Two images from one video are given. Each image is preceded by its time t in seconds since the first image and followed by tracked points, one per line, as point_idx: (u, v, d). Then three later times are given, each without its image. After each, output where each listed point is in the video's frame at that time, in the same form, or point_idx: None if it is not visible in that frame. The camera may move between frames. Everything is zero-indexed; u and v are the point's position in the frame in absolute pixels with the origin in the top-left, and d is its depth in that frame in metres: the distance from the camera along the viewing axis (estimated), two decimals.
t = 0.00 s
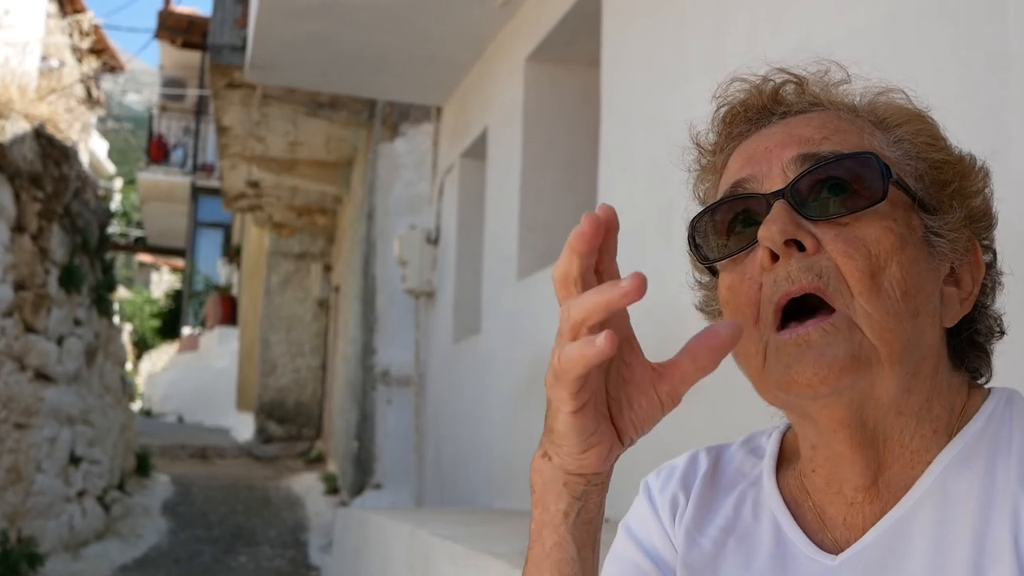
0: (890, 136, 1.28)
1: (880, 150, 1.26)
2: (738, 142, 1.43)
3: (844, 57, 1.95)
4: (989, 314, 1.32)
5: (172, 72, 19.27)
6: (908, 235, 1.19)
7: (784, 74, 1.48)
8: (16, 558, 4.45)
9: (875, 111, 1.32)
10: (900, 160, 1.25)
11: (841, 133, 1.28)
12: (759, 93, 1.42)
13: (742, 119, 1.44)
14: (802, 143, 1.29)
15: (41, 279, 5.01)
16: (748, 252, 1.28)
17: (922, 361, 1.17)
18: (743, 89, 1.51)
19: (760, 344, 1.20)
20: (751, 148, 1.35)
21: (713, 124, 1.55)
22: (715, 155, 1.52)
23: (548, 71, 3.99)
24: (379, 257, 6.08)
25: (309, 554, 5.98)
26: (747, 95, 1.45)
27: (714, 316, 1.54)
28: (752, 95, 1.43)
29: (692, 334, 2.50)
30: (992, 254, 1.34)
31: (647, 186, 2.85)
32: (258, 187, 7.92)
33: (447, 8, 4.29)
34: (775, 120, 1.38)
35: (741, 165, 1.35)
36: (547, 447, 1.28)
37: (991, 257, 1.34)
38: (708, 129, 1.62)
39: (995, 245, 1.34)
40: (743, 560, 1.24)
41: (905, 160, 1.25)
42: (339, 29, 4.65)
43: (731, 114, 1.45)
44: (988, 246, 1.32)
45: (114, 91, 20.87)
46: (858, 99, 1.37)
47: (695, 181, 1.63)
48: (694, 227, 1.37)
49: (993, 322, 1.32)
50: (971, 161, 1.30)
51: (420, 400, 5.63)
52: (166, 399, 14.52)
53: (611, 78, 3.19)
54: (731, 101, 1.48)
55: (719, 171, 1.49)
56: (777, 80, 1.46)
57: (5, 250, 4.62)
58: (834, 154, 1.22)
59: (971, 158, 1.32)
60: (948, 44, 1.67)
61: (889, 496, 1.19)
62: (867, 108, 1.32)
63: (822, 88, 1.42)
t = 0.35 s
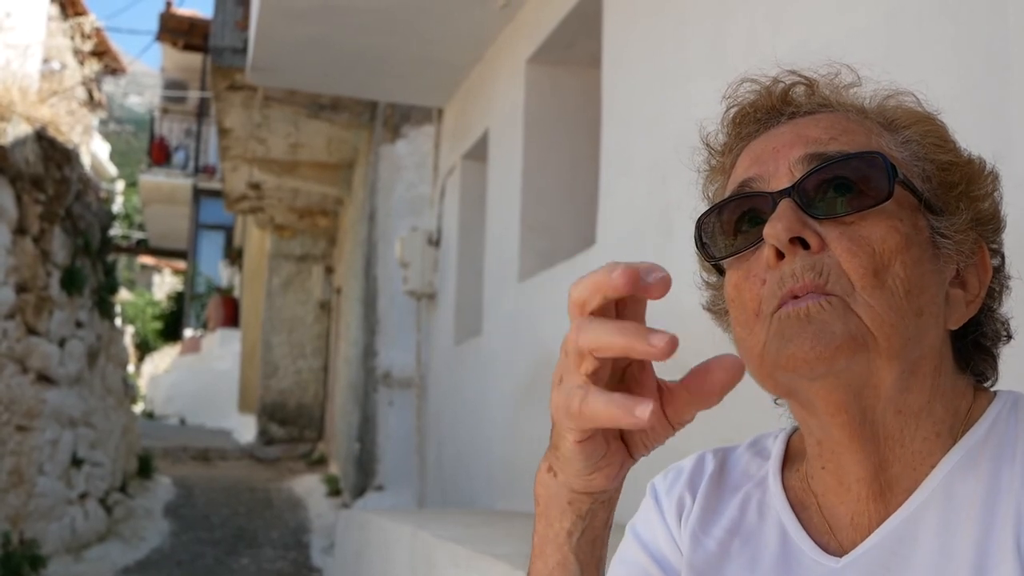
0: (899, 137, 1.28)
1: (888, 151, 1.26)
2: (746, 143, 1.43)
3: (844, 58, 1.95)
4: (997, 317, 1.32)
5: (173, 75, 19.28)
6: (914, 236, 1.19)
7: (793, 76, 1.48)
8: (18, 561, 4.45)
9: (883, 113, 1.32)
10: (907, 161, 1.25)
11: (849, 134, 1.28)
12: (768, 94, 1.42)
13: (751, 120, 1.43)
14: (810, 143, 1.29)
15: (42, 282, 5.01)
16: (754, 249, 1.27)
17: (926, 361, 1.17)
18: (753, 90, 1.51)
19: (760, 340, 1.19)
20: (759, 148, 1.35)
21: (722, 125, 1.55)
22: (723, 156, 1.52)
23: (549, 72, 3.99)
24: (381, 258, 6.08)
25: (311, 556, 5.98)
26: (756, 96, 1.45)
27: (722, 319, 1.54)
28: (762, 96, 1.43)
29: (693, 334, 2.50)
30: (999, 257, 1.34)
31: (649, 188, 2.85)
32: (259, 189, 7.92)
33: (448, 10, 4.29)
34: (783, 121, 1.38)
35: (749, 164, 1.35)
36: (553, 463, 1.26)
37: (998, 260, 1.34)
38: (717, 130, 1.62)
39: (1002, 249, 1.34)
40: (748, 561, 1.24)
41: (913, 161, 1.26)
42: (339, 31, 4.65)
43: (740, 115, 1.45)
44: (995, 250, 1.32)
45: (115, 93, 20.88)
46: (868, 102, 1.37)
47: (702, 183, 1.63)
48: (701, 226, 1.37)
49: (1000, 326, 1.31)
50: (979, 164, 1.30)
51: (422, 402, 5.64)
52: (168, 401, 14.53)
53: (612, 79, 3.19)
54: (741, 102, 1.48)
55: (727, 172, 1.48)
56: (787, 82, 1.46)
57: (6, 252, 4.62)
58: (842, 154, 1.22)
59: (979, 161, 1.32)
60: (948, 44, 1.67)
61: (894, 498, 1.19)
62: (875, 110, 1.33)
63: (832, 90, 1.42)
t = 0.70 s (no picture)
0: (901, 135, 1.28)
1: (891, 150, 1.26)
2: (746, 141, 1.43)
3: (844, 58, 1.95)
4: (999, 315, 1.32)
5: (173, 74, 19.26)
6: (919, 236, 1.19)
7: (793, 72, 1.47)
8: (18, 559, 4.45)
9: (885, 110, 1.31)
10: (910, 160, 1.25)
11: (852, 134, 1.28)
12: (769, 92, 1.41)
13: (752, 118, 1.43)
14: (813, 143, 1.29)
15: (41, 281, 5.01)
16: (757, 252, 1.27)
17: (932, 361, 1.17)
18: (752, 87, 1.50)
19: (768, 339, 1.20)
20: (761, 148, 1.35)
21: (721, 122, 1.54)
22: (723, 153, 1.52)
23: (549, 72, 3.99)
24: (380, 257, 6.08)
25: (310, 555, 5.97)
26: (756, 93, 1.44)
27: (723, 318, 1.54)
28: (762, 93, 1.42)
29: (693, 334, 2.50)
30: (1001, 253, 1.33)
31: (649, 187, 2.85)
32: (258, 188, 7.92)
33: (447, 9, 4.30)
34: (785, 120, 1.37)
35: (752, 165, 1.35)
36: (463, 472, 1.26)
37: (1000, 256, 1.34)
38: (716, 128, 1.61)
39: (1004, 244, 1.34)
40: (751, 559, 1.24)
41: (916, 160, 1.25)
42: (339, 30, 4.65)
43: (739, 114, 1.45)
44: (997, 247, 1.32)
45: (114, 92, 20.85)
46: (868, 98, 1.37)
47: (701, 180, 1.62)
48: (705, 227, 1.37)
49: (1002, 322, 1.31)
50: (980, 161, 1.30)
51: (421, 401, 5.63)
52: (167, 400, 14.52)
53: (612, 79, 3.19)
54: (741, 100, 1.47)
55: (727, 170, 1.48)
56: (786, 78, 1.45)
57: (6, 251, 4.62)
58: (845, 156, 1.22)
59: (981, 157, 1.32)
60: (948, 44, 1.67)
61: (897, 497, 1.18)
62: (877, 108, 1.32)
63: (831, 86, 1.41)
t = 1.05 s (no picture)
0: (900, 132, 1.28)
1: (890, 148, 1.26)
2: (743, 141, 1.43)
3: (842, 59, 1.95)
4: (1001, 311, 1.32)
5: (172, 72, 19.25)
6: (920, 233, 1.19)
7: (787, 71, 1.47)
8: (17, 558, 4.46)
9: (883, 108, 1.31)
10: (909, 157, 1.25)
11: (849, 131, 1.28)
12: (765, 91, 1.41)
13: (748, 118, 1.42)
14: (811, 141, 1.30)
15: (41, 279, 5.01)
16: (757, 252, 1.28)
17: (937, 359, 1.17)
18: (747, 87, 1.50)
19: (773, 341, 1.21)
20: (759, 146, 1.35)
21: (717, 123, 1.54)
22: (720, 154, 1.51)
23: (548, 72, 4.00)
24: (380, 256, 6.08)
25: (309, 554, 5.97)
26: (751, 93, 1.44)
27: (723, 317, 1.54)
28: (759, 93, 1.42)
29: (692, 334, 2.50)
30: (1003, 249, 1.33)
31: (647, 186, 2.85)
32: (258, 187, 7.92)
33: (447, 9, 4.30)
34: (782, 119, 1.37)
35: (750, 163, 1.35)
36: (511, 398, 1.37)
37: (1003, 252, 1.33)
38: (712, 129, 1.61)
39: (1005, 241, 1.34)
40: (756, 558, 1.24)
41: (915, 157, 1.25)
42: (338, 29, 4.65)
43: (735, 114, 1.44)
44: (1000, 243, 1.32)
45: (113, 91, 20.87)
46: (864, 96, 1.37)
47: (698, 180, 1.62)
48: (703, 227, 1.37)
49: (1006, 319, 1.31)
50: (981, 156, 1.30)
51: (421, 400, 5.64)
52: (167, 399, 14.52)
53: (611, 79, 3.19)
54: (736, 101, 1.47)
55: (724, 171, 1.48)
56: (781, 77, 1.45)
57: (6, 250, 4.62)
58: (842, 153, 1.22)
59: (981, 152, 1.31)
60: (947, 43, 1.67)
61: (902, 496, 1.18)
62: (874, 105, 1.32)
63: (827, 85, 1.41)
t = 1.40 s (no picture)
0: (898, 131, 1.27)
1: (887, 147, 1.25)
2: (742, 142, 1.42)
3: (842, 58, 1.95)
4: (1003, 307, 1.32)
5: (174, 71, 19.25)
6: (920, 235, 1.18)
7: (785, 67, 1.47)
8: (20, 557, 4.46)
9: (881, 105, 1.30)
10: (908, 156, 1.24)
11: (847, 132, 1.27)
12: (761, 91, 1.41)
13: (745, 120, 1.42)
14: (810, 144, 1.28)
15: (43, 278, 5.01)
16: (759, 259, 1.26)
17: (939, 363, 1.17)
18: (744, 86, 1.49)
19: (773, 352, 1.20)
20: (757, 150, 1.35)
21: (715, 122, 1.54)
22: (718, 153, 1.51)
23: (550, 71, 3.99)
24: (382, 255, 6.07)
25: (311, 552, 5.97)
26: (748, 93, 1.44)
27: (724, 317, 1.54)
28: (755, 93, 1.41)
29: (692, 333, 2.50)
30: (1005, 242, 1.33)
31: (647, 185, 2.85)
32: (260, 185, 7.92)
33: (449, 7, 4.30)
34: (779, 120, 1.37)
35: (748, 169, 1.34)
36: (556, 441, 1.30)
37: (1004, 244, 1.33)
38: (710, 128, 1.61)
39: (1006, 233, 1.33)
40: (754, 558, 1.24)
41: (914, 156, 1.24)
42: (340, 28, 4.65)
43: (734, 115, 1.44)
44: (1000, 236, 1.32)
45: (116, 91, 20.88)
46: (861, 91, 1.36)
47: (697, 179, 1.62)
48: (704, 234, 1.37)
49: (1007, 315, 1.31)
50: (980, 150, 1.29)
51: (423, 399, 5.64)
52: (169, 398, 14.52)
53: (612, 78, 3.19)
54: (732, 101, 1.47)
55: (722, 171, 1.48)
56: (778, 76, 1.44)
57: (7, 249, 4.62)
58: (841, 158, 1.21)
59: (980, 146, 1.31)
60: (947, 41, 1.66)
61: (903, 499, 1.19)
62: (872, 102, 1.31)
63: (824, 82, 1.41)
